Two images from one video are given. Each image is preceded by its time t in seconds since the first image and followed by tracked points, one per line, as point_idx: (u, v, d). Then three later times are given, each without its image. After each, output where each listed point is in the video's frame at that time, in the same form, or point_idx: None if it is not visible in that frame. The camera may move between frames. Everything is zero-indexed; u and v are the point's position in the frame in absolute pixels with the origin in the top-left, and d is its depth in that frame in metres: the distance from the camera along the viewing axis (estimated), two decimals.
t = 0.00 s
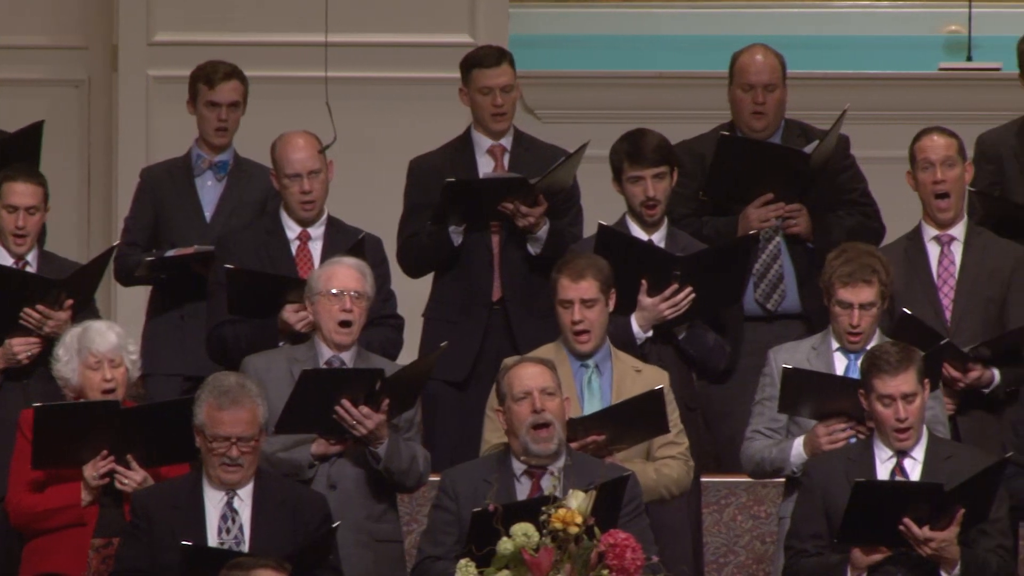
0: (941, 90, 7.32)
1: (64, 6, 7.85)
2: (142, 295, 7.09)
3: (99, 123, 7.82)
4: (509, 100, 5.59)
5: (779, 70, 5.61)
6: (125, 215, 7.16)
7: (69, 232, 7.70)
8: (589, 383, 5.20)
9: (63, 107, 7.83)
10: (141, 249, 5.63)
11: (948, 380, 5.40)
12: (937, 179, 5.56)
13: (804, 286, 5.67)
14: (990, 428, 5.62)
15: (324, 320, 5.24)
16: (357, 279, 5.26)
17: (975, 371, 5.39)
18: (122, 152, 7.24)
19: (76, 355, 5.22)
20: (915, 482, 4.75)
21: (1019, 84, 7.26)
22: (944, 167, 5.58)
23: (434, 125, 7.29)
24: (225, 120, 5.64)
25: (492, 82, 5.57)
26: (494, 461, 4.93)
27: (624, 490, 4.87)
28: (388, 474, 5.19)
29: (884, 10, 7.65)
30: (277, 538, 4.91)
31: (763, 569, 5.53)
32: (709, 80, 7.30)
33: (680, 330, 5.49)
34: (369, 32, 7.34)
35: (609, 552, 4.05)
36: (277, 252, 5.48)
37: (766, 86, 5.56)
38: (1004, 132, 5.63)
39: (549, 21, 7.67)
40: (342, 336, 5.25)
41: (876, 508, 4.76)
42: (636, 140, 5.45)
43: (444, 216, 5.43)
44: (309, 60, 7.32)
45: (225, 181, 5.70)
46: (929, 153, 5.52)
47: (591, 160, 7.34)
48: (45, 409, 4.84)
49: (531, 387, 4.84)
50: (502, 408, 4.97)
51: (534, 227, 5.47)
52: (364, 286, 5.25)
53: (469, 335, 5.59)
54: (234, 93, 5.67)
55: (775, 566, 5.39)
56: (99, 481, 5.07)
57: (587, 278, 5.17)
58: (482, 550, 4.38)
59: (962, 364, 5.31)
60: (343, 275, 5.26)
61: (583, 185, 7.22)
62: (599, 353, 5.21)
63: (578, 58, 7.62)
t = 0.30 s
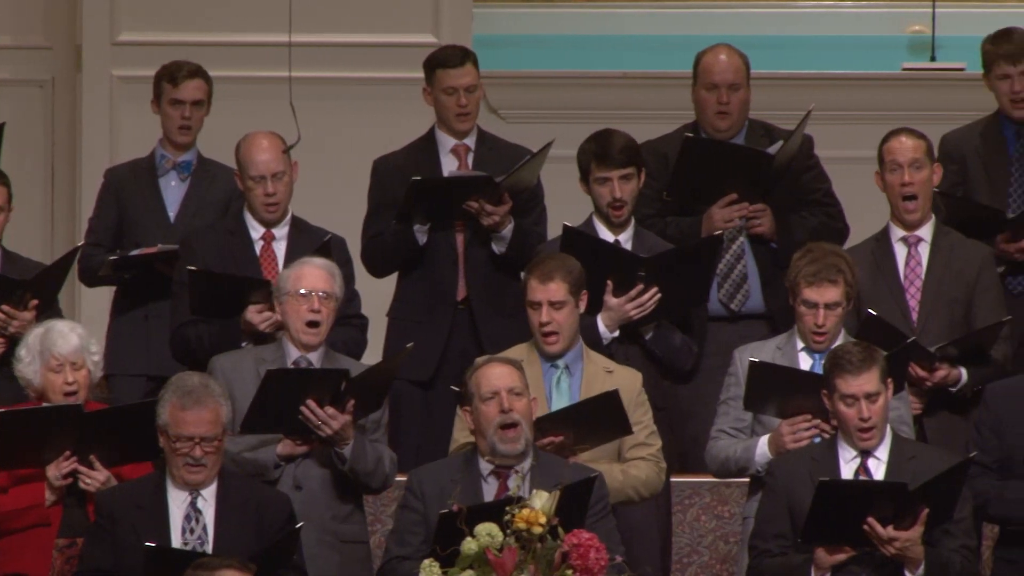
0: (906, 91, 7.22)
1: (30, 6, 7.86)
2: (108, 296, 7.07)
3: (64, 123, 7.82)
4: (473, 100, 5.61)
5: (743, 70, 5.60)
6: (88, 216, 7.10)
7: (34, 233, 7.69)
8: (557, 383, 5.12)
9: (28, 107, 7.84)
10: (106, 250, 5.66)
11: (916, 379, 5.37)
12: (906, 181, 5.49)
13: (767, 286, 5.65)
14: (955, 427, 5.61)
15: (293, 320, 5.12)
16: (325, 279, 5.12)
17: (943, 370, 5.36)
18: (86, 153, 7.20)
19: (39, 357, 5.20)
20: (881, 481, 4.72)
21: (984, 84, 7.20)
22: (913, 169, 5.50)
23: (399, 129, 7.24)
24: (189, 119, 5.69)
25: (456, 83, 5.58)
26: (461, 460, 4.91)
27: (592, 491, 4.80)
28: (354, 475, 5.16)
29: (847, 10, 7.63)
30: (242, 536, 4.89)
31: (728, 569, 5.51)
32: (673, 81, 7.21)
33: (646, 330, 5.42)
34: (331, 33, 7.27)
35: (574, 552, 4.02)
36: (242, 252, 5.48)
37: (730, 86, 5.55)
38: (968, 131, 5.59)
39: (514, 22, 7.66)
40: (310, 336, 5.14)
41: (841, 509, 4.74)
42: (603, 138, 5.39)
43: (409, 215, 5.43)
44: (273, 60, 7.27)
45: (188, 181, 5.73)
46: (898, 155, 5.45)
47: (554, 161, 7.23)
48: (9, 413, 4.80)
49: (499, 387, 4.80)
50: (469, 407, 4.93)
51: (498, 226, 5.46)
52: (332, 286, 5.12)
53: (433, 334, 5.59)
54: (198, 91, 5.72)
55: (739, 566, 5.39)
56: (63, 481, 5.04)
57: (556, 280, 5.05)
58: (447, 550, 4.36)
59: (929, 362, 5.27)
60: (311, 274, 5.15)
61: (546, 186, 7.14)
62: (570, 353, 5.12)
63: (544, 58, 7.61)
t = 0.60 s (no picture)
0: (872, 91, 7.16)
1: None
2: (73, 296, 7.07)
3: (30, 122, 7.81)
4: (439, 100, 5.61)
5: (709, 71, 5.54)
6: (53, 214, 7.06)
7: None
8: (525, 382, 5.07)
9: None
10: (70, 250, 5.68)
11: (892, 354, 5.26)
12: (875, 181, 5.41)
13: (733, 286, 5.63)
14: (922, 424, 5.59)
15: (260, 321, 5.03)
16: (293, 279, 5.05)
17: (918, 345, 5.26)
18: (52, 151, 7.16)
19: (2, 357, 5.19)
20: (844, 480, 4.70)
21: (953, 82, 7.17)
22: (882, 168, 5.43)
23: (365, 128, 7.19)
24: (153, 119, 5.68)
25: (422, 84, 5.57)
26: (431, 459, 4.90)
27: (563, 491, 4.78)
28: (322, 476, 5.09)
29: (814, 10, 7.66)
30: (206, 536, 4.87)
31: (693, 569, 5.53)
32: (641, 80, 7.13)
33: (613, 329, 5.34)
34: (299, 32, 7.23)
35: (539, 552, 4.00)
36: (206, 254, 5.49)
37: (697, 90, 5.51)
38: (933, 131, 5.57)
39: (480, 22, 7.66)
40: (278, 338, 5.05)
41: (810, 510, 4.72)
42: (571, 140, 5.24)
43: (374, 215, 5.43)
44: (239, 59, 7.24)
45: (153, 181, 5.74)
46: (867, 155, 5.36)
47: (521, 160, 7.18)
48: None
49: (470, 388, 4.78)
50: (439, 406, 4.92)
51: (465, 225, 5.44)
52: (300, 288, 5.05)
53: (398, 334, 5.56)
54: (163, 91, 5.70)
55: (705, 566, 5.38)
56: (27, 483, 5.01)
57: (522, 282, 4.98)
58: (413, 550, 4.33)
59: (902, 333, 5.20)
60: (280, 275, 5.07)
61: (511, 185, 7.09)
62: (537, 353, 5.06)
63: (516, 57, 7.62)
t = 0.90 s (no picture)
0: (829, 90, 7.14)
1: None
2: (40, 296, 7.09)
3: None
4: (407, 100, 5.59)
5: (676, 72, 5.53)
6: (20, 212, 7.08)
7: None
8: (489, 381, 5.06)
9: None
10: (37, 250, 5.69)
11: (859, 353, 5.29)
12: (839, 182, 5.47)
13: (699, 286, 5.64)
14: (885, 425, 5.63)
15: (227, 321, 4.96)
16: (260, 280, 4.98)
17: (886, 343, 5.29)
18: (19, 148, 7.17)
19: None
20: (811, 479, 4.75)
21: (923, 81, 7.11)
22: (846, 171, 5.49)
23: (333, 128, 7.18)
24: (120, 120, 5.70)
25: (389, 83, 5.56)
26: (401, 457, 4.90)
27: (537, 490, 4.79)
28: (291, 475, 4.94)
29: (782, 10, 7.45)
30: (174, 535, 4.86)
31: (660, 569, 5.53)
32: (605, 80, 7.11)
33: (581, 328, 5.30)
34: (270, 32, 7.23)
35: (507, 552, 4.04)
36: (172, 252, 5.48)
37: (664, 91, 5.49)
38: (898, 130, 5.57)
39: (445, 22, 7.49)
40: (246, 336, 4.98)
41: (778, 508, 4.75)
42: (536, 140, 5.23)
43: (342, 215, 5.39)
44: (207, 59, 7.22)
45: (120, 181, 5.75)
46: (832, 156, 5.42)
47: (488, 160, 7.18)
48: None
49: (445, 388, 4.76)
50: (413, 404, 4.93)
51: (433, 224, 5.43)
52: (267, 289, 4.98)
53: (365, 335, 5.52)
54: (130, 92, 5.71)
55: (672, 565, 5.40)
56: None
57: (486, 280, 4.96)
58: (380, 550, 4.34)
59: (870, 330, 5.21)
60: (246, 275, 5.00)
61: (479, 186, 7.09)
62: (503, 352, 5.05)
63: (481, 57, 7.46)
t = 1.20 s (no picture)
0: (802, 90, 7.01)
1: None
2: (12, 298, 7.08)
3: None
4: (380, 98, 5.55)
5: (647, 73, 5.50)
6: None
7: None
8: (455, 382, 5.05)
9: None
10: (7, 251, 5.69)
11: (817, 355, 5.39)
12: (794, 183, 5.48)
13: (670, 286, 5.63)
14: (847, 426, 5.69)
15: (193, 320, 4.95)
16: (227, 281, 4.96)
17: (844, 345, 5.40)
18: None
19: None
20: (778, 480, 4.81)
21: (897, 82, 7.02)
22: (801, 171, 5.50)
23: (306, 129, 7.00)
24: (90, 121, 5.70)
25: (361, 81, 5.52)
26: (377, 458, 4.91)
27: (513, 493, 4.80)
28: (261, 472, 4.93)
29: (751, 10, 7.38)
30: (146, 534, 4.84)
31: (630, 569, 5.55)
32: (581, 80, 6.94)
33: (549, 328, 5.31)
34: (238, 33, 7.05)
35: (477, 552, 4.03)
36: (142, 253, 5.51)
37: (635, 92, 5.46)
38: (872, 131, 5.57)
39: (416, 21, 7.38)
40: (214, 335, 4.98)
41: (748, 505, 4.79)
42: (502, 140, 5.22)
43: (313, 214, 5.36)
44: (176, 60, 7.03)
45: (90, 182, 5.77)
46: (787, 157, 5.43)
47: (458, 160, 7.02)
48: None
49: (423, 393, 4.75)
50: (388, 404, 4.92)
51: (402, 224, 5.40)
52: (233, 289, 4.96)
53: (337, 335, 5.52)
54: (101, 94, 5.73)
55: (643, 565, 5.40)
56: None
57: (449, 281, 4.94)
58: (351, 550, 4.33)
59: (829, 333, 5.30)
60: (212, 275, 4.99)
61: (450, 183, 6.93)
62: (468, 352, 5.04)
63: (448, 57, 7.34)
